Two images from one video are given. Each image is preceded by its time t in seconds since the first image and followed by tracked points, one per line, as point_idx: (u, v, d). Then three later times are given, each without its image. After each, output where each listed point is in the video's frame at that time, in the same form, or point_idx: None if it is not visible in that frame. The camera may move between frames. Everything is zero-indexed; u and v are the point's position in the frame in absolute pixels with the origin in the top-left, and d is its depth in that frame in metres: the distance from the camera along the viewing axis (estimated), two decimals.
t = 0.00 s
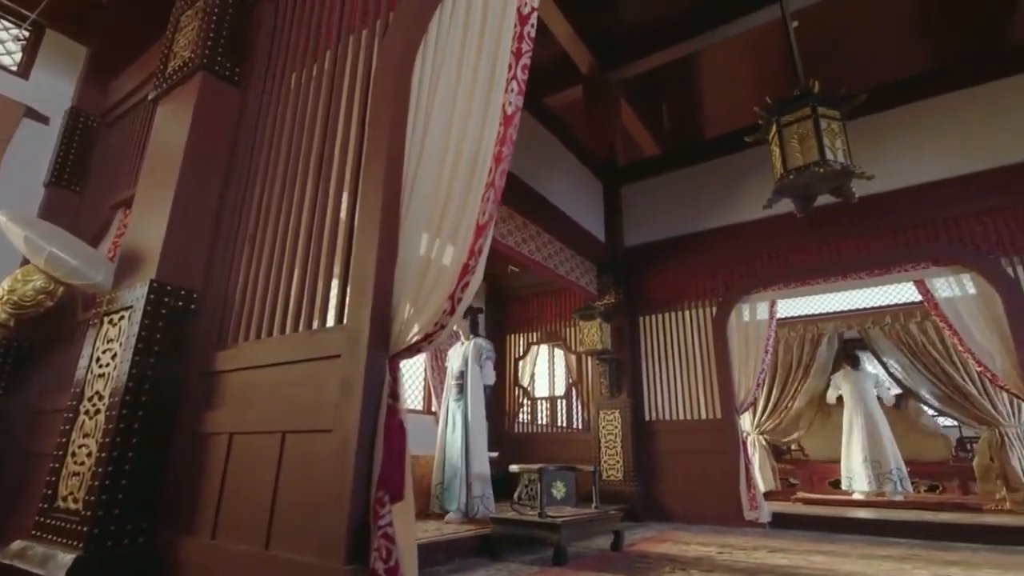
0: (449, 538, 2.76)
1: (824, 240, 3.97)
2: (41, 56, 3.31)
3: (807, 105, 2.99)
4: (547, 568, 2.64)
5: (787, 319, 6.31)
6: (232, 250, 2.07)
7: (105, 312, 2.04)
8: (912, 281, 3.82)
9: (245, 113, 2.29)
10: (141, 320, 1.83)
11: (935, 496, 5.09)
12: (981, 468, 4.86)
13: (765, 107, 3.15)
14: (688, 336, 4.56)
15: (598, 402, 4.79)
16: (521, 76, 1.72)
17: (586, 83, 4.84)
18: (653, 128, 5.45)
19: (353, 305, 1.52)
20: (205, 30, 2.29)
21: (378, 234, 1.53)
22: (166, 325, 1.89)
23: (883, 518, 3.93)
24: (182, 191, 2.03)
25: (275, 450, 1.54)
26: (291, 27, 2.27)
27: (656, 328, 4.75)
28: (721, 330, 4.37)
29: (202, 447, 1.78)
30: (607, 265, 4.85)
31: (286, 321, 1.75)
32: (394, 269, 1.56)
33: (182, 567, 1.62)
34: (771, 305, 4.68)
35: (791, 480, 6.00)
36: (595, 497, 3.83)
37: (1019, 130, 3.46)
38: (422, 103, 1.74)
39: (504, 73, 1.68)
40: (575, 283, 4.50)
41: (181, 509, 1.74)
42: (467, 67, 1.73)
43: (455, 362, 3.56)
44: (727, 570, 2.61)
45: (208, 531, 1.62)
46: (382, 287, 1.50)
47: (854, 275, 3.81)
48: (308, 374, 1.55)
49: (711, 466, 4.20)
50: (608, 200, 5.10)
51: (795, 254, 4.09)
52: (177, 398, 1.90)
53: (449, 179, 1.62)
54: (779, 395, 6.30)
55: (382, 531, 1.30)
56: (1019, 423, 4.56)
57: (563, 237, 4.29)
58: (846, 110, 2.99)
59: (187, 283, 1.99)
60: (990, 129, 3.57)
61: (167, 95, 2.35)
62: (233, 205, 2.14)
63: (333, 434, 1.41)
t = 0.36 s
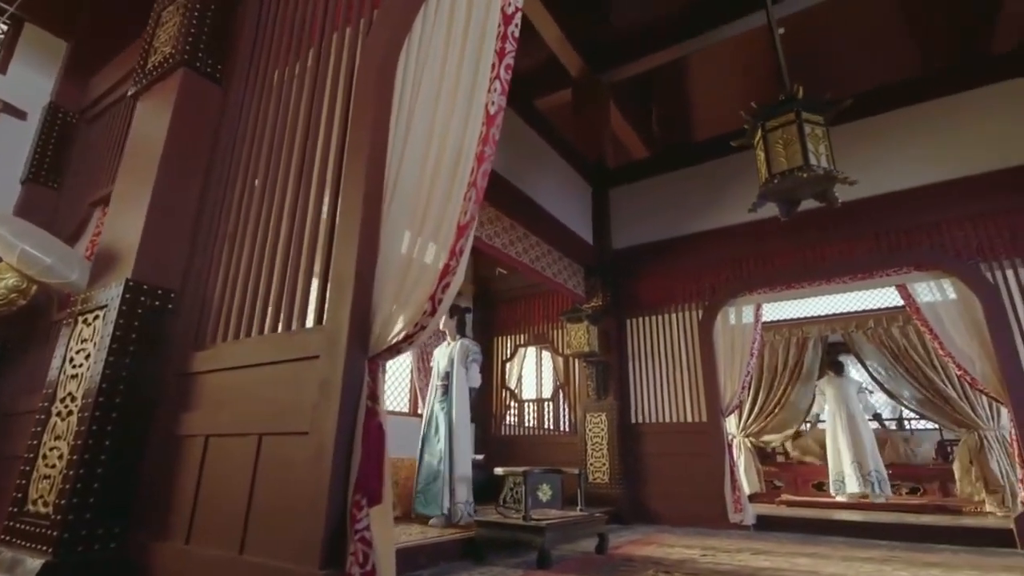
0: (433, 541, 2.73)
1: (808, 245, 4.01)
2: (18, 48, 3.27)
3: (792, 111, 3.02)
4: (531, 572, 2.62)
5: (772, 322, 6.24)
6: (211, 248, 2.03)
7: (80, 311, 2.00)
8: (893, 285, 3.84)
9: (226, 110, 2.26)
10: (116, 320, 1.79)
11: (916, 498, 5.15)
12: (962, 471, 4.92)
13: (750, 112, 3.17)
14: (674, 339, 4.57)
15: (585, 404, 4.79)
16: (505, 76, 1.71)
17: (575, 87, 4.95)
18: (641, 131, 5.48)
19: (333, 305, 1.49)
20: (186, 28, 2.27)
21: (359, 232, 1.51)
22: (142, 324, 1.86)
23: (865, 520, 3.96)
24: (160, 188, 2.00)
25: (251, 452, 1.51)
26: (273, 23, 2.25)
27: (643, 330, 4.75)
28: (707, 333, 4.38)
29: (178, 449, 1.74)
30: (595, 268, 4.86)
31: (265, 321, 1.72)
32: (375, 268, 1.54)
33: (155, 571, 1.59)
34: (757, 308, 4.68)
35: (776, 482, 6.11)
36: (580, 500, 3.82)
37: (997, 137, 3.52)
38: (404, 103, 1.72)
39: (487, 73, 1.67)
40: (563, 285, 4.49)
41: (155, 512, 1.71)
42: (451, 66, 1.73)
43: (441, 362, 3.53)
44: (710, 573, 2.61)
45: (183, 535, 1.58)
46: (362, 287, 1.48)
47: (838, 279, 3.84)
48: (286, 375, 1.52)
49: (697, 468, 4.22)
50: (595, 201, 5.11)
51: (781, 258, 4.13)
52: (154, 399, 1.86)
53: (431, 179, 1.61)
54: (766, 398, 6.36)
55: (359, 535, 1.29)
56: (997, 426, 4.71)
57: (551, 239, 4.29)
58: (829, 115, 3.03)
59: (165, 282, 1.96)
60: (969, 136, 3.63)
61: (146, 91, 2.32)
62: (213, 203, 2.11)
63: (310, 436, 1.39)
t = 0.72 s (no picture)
0: (418, 543, 2.70)
1: (796, 247, 4.04)
2: None
3: (779, 113, 3.03)
4: (517, 574, 2.61)
5: (760, 324, 6.32)
6: (192, 246, 2.00)
7: (58, 309, 1.96)
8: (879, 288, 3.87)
9: (209, 106, 2.23)
10: (93, 318, 1.76)
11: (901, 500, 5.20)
12: (947, 472, 5.01)
13: (739, 114, 3.18)
14: (663, 340, 4.57)
15: (574, 405, 4.79)
16: (490, 74, 1.70)
17: (566, 87, 4.70)
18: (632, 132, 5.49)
19: (314, 304, 1.47)
20: (169, 22, 2.24)
21: (341, 231, 1.49)
22: (120, 323, 1.83)
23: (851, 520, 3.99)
24: (140, 184, 1.97)
25: (230, 453, 1.49)
26: (258, 19, 2.22)
27: (632, 331, 4.75)
28: (696, 334, 4.39)
29: (156, 451, 1.71)
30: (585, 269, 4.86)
31: (245, 319, 1.69)
32: (358, 267, 1.52)
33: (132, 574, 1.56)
34: (746, 310, 4.61)
35: (764, 483, 6.14)
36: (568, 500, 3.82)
37: (982, 141, 3.58)
38: (389, 99, 1.71)
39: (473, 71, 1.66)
40: (552, 286, 4.48)
41: (132, 514, 1.67)
42: (436, 63, 1.71)
43: (428, 361, 3.49)
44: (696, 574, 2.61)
45: (159, 538, 1.55)
46: (345, 285, 1.46)
47: (825, 282, 3.87)
48: (266, 374, 1.50)
49: (685, 468, 4.23)
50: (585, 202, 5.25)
51: (769, 260, 4.15)
52: (133, 399, 1.83)
53: (415, 177, 1.60)
54: (753, 398, 6.33)
55: (338, 537, 1.27)
56: (981, 427, 4.73)
57: (541, 240, 4.28)
58: (816, 119, 3.05)
59: (145, 280, 1.93)
60: (954, 140, 3.68)
61: (128, 86, 2.29)
62: (195, 200, 2.08)
63: (289, 437, 1.37)
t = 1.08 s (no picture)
0: (404, 543, 2.66)
1: (784, 249, 4.07)
2: None
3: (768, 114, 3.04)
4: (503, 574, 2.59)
5: (748, 325, 6.36)
6: (173, 242, 1.97)
7: (33, 306, 1.92)
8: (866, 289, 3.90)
9: (191, 101, 2.20)
10: (69, 315, 1.72)
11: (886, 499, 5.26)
12: (931, 472, 5.07)
13: (728, 115, 3.19)
14: (653, 341, 4.57)
15: (563, 405, 4.78)
16: (475, 70, 1.69)
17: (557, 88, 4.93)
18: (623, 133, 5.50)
19: (295, 302, 1.45)
20: (151, 16, 2.21)
21: (323, 227, 1.47)
22: (97, 321, 1.79)
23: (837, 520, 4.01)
24: (119, 179, 1.93)
25: (208, 453, 1.46)
26: (241, 12, 2.19)
27: (622, 332, 4.75)
28: (685, 335, 4.40)
29: (133, 451, 1.67)
30: (575, 269, 4.86)
31: (225, 317, 1.67)
32: (340, 265, 1.50)
33: None
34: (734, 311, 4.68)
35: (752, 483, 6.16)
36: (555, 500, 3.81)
37: (970, 144, 3.59)
38: (373, 96, 1.69)
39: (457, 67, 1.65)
40: (541, 286, 4.45)
41: (106, 515, 1.64)
42: (421, 59, 1.70)
43: (409, 359, 3.34)
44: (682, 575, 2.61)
45: (135, 539, 1.52)
46: (327, 283, 1.44)
47: (812, 283, 3.90)
48: (245, 373, 1.47)
49: (673, 468, 4.23)
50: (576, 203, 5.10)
51: (757, 261, 4.17)
52: (109, 398, 1.79)
53: (399, 174, 1.58)
54: (742, 399, 6.36)
55: (316, 539, 1.25)
56: (964, 428, 4.80)
57: (530, 240, 4.26)
58: (804, 121, 3.06)
59: (124, 277, 1.89)
60: (942, 143, 3.69)
61: (108, 79, 2.25)
62: (176, 196, 2.05)
63: (267, 437, 1.35)
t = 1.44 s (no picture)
0: (391, 543, 2.64)
1: (775, 250, 4.08)
2: None
3: (758, 115, 3.04)
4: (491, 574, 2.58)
5: (739, 325, 6.39)
6: (155, 239, 1.94)
7: (12, 303, 1.89)
8: (855, 290, 3.91)
9: (176, 95, 2.17)
10: (48, 313, 1.70)
11: (875, 499, 5.29)
12: (919, 471, 5.13)
13: (719, 115, 3.19)
14: (644, 340, 4.58)
15: (555, 405, 4.77)
16: (462, 65, 1.67)
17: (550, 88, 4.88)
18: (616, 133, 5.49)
19: (277, 300, 1.42)
20: (135, 9, 2.18)
21: (306, 225, 1.44)
22: (78, 319, 1.76)
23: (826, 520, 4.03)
24: (101, 175, 1.90)
25: (188, 453, 1.43)
26: (227, 6, 2.17)
27: (614, 332, 4.75)
28: (676, 335, 4.40)
29: (111, 452, 1.65)
30: (567, 269, 4.85)
31: (207, 315, 1.63)
32: (324, 262, 1.48)
33: None
34: (725, 312, 4.69)
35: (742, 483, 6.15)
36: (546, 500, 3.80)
37: (961, 147, 3.61)
38: (360, 91, 1.67)
39: (444, 63, 1.63)
40: (533, 285, 4.44)
41: (85, 517, 1.61)
42: (408, 55, 1.68)
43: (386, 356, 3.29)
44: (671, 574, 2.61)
45: (114, 541, 1.49)
46: (310, 281, 1.42)
47: (803, 283, 3.91)
48: (227, 372, 1.45)
49: (664, 468, 4.24)
50: (569, 202, 5.16)
51: (748, 262, 4.18)
52: (88, 398, 1.76)
53: (384, 170, 1.56)
54: (733, 398, 6.41)
55: (297, 540, 1.23)
56: (952, 427, 4.78)
57: (523, 239, 4.25)
58: (794, 121, 3.07)
59: (105, 274, 1.86)
60: (932, 145, 3.71)
61: (92, 73, 2.22)
62: (160, 191, 2.01)
63: (248, 436, 1.32)
